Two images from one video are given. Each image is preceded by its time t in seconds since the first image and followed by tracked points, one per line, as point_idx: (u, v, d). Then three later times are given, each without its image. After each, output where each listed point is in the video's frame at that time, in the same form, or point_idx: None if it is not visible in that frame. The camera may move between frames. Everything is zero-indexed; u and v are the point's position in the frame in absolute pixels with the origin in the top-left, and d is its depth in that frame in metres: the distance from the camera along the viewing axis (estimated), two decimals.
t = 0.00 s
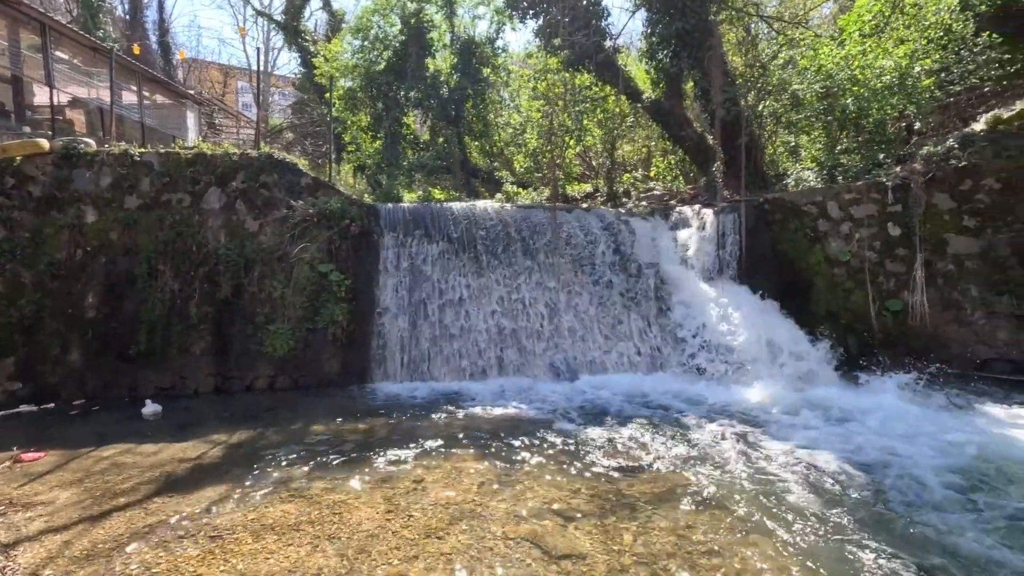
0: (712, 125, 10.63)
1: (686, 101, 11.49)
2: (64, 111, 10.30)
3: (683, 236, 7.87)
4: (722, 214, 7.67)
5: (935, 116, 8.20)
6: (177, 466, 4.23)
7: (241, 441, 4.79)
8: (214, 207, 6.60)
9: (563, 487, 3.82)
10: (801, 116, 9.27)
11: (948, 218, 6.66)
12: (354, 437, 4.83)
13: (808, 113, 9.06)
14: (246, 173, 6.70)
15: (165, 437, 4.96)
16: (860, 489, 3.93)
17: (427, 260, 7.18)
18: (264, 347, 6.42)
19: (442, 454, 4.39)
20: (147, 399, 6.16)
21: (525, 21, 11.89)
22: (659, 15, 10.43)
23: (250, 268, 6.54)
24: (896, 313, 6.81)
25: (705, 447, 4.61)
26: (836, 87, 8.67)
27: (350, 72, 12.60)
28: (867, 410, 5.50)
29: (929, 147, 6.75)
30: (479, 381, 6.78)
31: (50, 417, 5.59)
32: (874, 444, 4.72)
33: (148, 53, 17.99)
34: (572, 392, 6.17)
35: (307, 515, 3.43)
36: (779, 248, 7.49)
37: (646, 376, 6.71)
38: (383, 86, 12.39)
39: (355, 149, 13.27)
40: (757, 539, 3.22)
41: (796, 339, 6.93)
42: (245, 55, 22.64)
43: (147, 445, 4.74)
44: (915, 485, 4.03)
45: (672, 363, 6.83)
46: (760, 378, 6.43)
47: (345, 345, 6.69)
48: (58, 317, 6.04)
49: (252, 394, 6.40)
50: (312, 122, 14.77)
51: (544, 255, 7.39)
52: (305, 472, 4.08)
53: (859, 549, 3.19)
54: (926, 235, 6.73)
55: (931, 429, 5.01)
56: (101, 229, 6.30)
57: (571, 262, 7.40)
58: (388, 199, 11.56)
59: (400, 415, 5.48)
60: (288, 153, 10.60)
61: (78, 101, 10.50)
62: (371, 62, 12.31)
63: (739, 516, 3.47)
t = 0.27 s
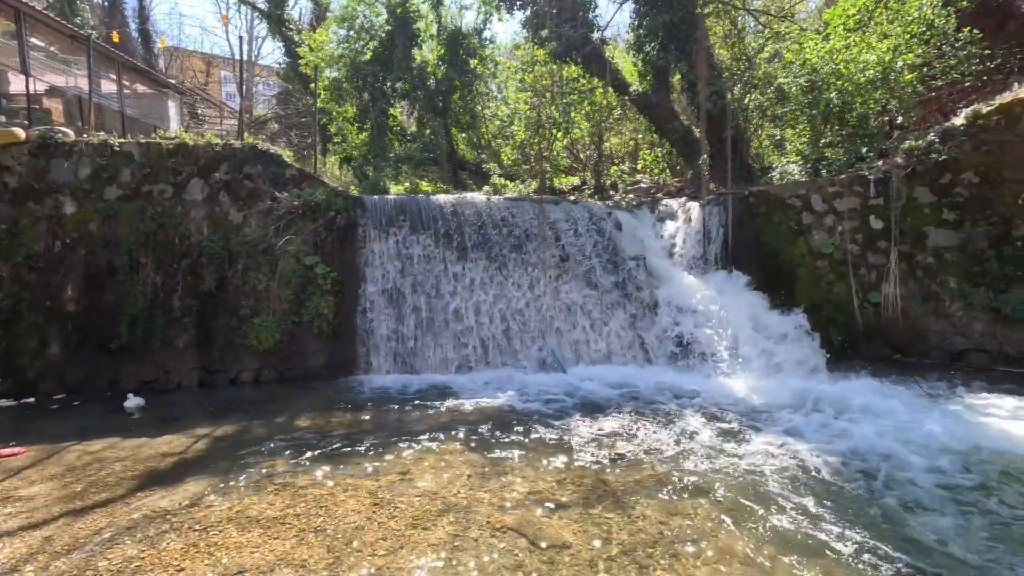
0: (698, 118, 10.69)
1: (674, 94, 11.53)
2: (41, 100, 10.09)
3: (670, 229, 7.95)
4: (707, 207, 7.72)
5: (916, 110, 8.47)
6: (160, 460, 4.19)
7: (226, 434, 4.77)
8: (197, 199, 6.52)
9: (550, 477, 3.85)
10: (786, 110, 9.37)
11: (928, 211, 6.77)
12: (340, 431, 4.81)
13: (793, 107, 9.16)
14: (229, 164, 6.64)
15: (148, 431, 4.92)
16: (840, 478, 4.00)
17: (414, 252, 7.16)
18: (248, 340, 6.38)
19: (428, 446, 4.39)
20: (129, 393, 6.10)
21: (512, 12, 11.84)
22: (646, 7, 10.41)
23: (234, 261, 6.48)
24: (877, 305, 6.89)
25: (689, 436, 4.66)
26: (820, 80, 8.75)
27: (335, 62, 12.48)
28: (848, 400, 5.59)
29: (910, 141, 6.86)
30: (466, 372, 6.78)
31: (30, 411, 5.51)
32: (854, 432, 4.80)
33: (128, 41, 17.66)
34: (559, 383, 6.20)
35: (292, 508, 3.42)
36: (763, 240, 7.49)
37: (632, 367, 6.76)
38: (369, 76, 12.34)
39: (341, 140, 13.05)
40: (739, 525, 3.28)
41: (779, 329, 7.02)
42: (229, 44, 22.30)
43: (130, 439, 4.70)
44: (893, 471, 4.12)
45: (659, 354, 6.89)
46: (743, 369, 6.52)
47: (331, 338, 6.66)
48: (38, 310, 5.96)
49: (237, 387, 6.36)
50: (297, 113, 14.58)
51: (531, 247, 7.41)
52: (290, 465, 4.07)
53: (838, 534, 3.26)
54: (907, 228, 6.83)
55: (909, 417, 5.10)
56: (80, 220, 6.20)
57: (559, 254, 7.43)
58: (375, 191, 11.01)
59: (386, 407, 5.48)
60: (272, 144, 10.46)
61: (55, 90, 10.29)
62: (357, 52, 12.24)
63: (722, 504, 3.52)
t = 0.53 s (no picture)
0: (684, 111, 10.74)
1: (660, 87, 11.57)
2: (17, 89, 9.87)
3: (655, 221, 7.94)
4: (693, 200, 7.74)
5: (898, 104, 8.69)
6: (143, 455, 4.16)
7: (210, 428, 4.74)
8: (179, 190, 6.44)
9: (537, 468, 3.88)
10: (772, 104, 9.37)
11: (908, 203, 6.89)
12: (327, 423, 4.81)
13: (778, 101, 9.17)
14: (212, 155, 6.57)
15: (132, 425, 4.88)
16: (822, 465, 4.06)
17: (400, 244, 7.14)
18: (233, 333, 6.32)
19: (416, 438, 4.41)
20: (112, 387, 6.03)
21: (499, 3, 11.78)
22: None
23: (217, 253, 6.41)
24: (858, 296, 7.01)
25: (673, 426, 4.72)
26: (805, 74, 8.83)
27: (320, 53, 12.34)
28: (830, 390, 5.67)
29: (891, 134, 7.03)
30: (453, 365, 6.78)
31: (9, 407, 5.43)
32: (834, 421, 4.88)
33: (107, 29, 17.30)
34: (546, 375, 6.23)
35: (278, 500, 3.41)
36: (747, 234, 7.53)
37: (618, 359, 6.80)
38: (355, 66, 12.12)
39: (326, 131, 13.04)
40: (722, 513, 3.33)
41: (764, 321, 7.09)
42: (211, 33, 21.93)
43: (113, 433, 4.65)
44: (873, 458, 4.19)
45: (644, 346, 6.93)
46: (727, 360, 6.59)
47: (317, 331, 6.62)
48: (15, 303, 5.85)
49: (222, 380, 6.32)
50: (281, 104, 14.39)
51: (518, 240, 7.42)
52: (275, 458, 4.06)
53: (817, 520, 3.31)
54: (889, 221, 6.94)
55: (890, 405, 5.19)
56: (58, 212, 6.09)
57: (545, 247, 7.44)
58: (362, 183, 10.76)
59: (372, 400, 5.45)
60: (256, 135, 10.30)
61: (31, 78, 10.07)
62: (342, 42, 12.01)
63: (706, 493, 3.56)
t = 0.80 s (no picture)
0: (670, 103, 10.76)
1: (647, 79, 11.57)
2: None
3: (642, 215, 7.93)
4: (679, 193, 7.73)
5: (881, 98, 8.63)
6: (125, 449, 4.12)
7: (193, 422, 4.70)
8: (159, 181, 6.35)
9: (522, 459, 3.89)
10: (757, 97, 9.50)
11: (889, 196, 6.97)
12: (312, 416, 4.78)
13: (763, 94, 9.30)
14: (193, 145, 6.49)
15: (113, 420, 4.83)
16: (802, 454, 4.12)
17: (386, 237, 7.09)
18: (216, 326, 6.26)
19: (401, 430, 4.40)
20: (92, 382, 5.96)
21: None
22: None
23: (199, 245, 6.32)
24: (840, 288, 7.09)
25: (658, 416, 4.76)
26: (789, 67, 8.94)
27: (304, 42, 12.16)
28: (811, 379, 5.75)
29: (873, 128, 7.09)
30: (439, 357, 6.78)
31: None
32: (816, 410, 4.96)
33: (84, 16, 16.92)
34: (531, 367, 6.26)
35: (261, 494, 3.40)
36: (732, 227, 7.54)
37: (604, 350, 6.84)
38: (339, 56, 11.94)
39: (311, 122, 12.93)
40: (702, 502, 3.36)
41: (747, 312, 7.17)
42: (192, 21, 21.53)
43: (93, 428, 4.60)
44: (852, 446, 4.26)
45: (630, 338, 6.98)
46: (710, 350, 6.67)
47: (302, 324, 6.59)
48: None
49: (205, 374, 6.26)
50: (265, 94, 14.18)
51: (505, 233, 7.41)
52: (259, 451, 4.04)
53: (796, 508, 3.37)
54: (871, 213, 7.03)
55: (869, 395, 5.28)
56: (35, 203, 5.99)
57: (532, 239, 7.43)
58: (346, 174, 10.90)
59: (356, 393, 5.44)
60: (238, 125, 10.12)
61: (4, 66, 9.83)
62: (326, 32, 11.83)
63: (689, 482, 3.60)
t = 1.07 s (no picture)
0: (657, 95, 10.78)
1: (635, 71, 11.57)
2: None
3: (628, 206, 8.01)
4: (666, 184, 7.84)
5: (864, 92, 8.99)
6: (107, 445, 4.07)
7: (177, 417, 4.65)
8: (140, 173, 6.26)
9: (509, 451, 3.90)
10: (743, 90, 9.45)
11: (872, 189, 7.05)
12: (298, 410, 4.76)
13: (749, 87, 9.25)
14: (174, 136, 6.40)
15: (94, 415, 4.77)
16: (786, 443, 4.17)
17: (372, 230, 7.03)
18: (200, 320, 6.20)
19: (389, 423, 4.39)
20: (74, 377, 5.88)
21: None
22: None
23: (182, 238, 6.24)
24: (824, 279, 7.16)
25: (644, 407, 4.79)
26: (775, 60, 8.91)
27: (288, 32, 11.92)
28: (795, 370, 5.82)
29: (856, 122, 7.17)
30: (427, 351, 6.77)
31: None
32: (799, 400, 5.02)
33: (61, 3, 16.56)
34: (519, 360, 6.27)
35: (247, 488, 3.38)
36: (718, 218, 7.64)
37: (591, 342, 6.87)
38: (324, 47, 11.77)
39: (296, 114, 12.80)
40: (687, 492, 3.39)
41: (733, 304, 7.22)
42: (173, 9, 21.14)
43: (75, 424, 4.54)
44: (834, 435, 4.32)
45: (616, 329, 7.01)
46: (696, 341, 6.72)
47: (288, 317, 6.55)
48: None
49: (189, 368, 6.20)
50: (248, 85, 13.97)
51: (492, 225, 7.39)
52: (245, 445, 4.02)
53: (778, 496, 3.41)
54: (854, 206, 7.10)
55: (851, 385, 5.35)
56: (12, 195, 5.88)
57: (519, 231, 7.42)
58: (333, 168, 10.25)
59: (342, 387, 5.42)
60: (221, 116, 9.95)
61: None
62: (311, 22, 11.63)
63: (674, 472, 3.63)
